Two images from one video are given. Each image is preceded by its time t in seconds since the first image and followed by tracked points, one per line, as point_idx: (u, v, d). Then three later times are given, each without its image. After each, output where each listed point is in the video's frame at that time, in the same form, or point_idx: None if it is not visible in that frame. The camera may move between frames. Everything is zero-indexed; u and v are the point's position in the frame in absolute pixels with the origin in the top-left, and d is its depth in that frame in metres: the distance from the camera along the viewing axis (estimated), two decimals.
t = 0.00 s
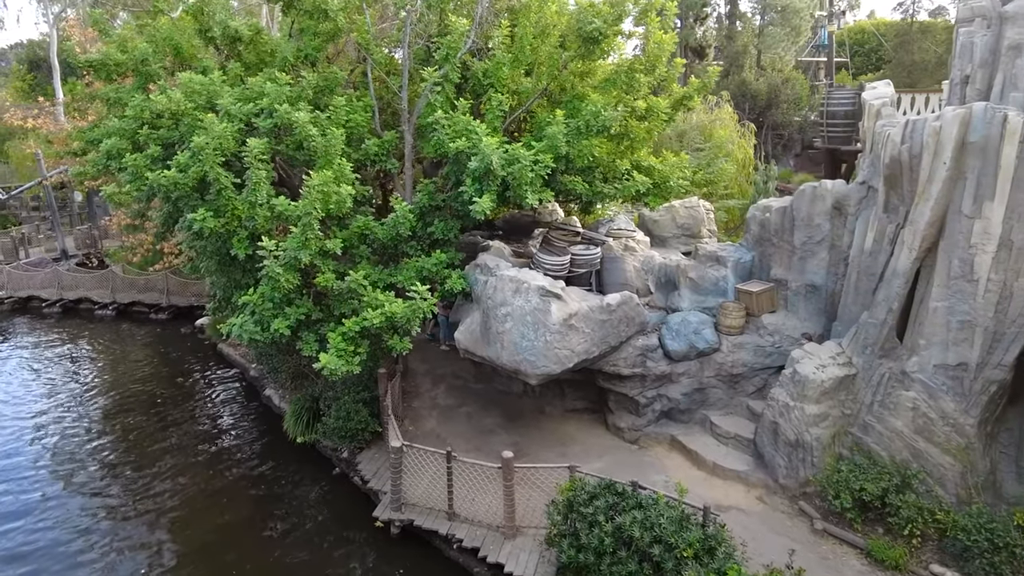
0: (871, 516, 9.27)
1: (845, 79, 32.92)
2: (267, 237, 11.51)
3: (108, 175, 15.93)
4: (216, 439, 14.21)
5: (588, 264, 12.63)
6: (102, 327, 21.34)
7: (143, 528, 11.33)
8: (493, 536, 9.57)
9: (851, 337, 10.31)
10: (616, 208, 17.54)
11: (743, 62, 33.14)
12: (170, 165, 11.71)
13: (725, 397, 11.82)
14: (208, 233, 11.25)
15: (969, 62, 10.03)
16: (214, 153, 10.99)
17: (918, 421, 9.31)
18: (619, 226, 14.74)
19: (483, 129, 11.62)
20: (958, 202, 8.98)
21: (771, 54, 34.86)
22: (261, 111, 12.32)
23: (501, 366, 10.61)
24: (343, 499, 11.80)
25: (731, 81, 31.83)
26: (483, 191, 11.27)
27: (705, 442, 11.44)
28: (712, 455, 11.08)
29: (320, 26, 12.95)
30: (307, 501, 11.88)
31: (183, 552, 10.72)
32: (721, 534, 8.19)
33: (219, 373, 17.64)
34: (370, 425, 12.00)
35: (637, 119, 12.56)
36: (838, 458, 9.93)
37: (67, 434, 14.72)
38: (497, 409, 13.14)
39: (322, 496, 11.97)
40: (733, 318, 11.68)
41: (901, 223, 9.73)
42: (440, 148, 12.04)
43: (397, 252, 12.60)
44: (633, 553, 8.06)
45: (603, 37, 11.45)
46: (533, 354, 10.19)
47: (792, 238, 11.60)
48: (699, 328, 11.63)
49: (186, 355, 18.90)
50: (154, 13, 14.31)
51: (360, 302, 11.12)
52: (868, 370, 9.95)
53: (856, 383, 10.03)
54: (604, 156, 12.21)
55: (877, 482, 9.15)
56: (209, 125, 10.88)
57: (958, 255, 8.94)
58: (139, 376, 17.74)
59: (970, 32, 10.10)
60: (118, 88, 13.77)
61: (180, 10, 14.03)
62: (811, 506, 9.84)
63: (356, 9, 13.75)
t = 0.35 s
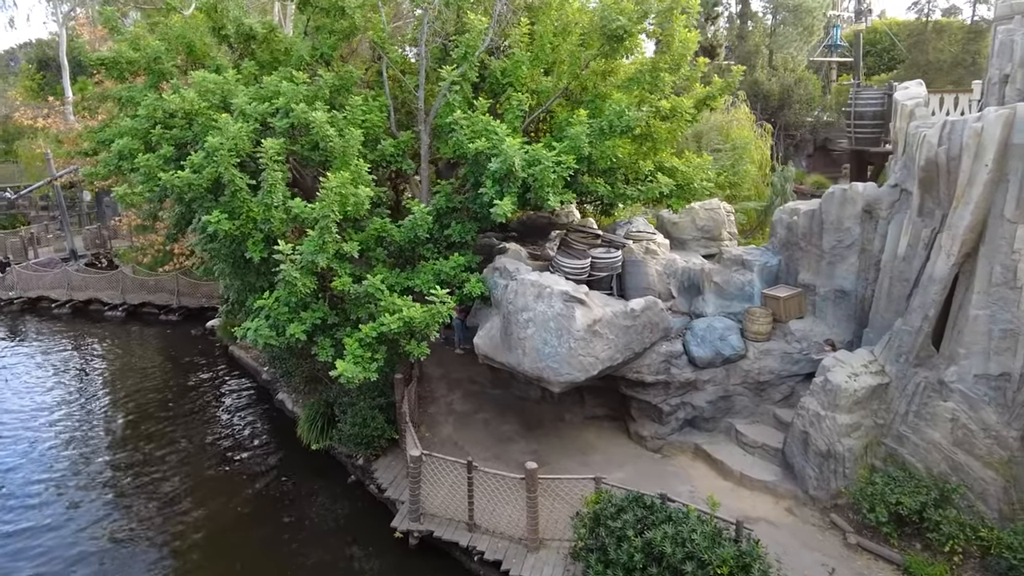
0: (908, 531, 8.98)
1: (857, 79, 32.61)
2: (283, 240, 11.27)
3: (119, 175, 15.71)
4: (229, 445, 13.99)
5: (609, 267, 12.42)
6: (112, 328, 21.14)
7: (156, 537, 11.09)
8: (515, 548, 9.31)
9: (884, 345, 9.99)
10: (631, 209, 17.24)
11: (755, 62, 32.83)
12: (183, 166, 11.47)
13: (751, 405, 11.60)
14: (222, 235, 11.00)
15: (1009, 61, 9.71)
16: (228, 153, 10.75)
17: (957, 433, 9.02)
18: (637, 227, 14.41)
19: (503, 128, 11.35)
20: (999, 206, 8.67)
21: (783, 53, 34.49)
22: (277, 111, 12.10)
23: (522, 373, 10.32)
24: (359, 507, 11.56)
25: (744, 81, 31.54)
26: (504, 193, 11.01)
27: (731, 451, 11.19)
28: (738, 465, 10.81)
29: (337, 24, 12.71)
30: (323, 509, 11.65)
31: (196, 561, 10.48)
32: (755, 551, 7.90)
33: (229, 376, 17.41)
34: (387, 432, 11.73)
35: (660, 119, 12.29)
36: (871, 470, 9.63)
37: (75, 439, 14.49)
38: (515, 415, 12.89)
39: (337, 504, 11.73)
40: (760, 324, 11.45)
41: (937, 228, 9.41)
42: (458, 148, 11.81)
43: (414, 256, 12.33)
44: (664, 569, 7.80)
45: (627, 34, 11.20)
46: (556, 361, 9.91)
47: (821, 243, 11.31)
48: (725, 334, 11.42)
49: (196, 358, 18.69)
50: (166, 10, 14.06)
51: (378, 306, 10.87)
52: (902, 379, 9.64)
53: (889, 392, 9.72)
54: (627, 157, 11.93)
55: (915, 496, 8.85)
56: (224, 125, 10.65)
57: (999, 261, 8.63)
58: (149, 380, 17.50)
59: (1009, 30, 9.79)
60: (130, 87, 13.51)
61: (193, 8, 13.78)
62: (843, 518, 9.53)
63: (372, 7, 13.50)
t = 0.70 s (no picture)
0: (948, 546, 8.67)
1: (871, 78, 32.24)
2: (299, 242, 11.03)
3: (130, 175, 15.47)
4: (242, 450, 13.77)
5: (631, 270, 12.08)
6: (122, 330, 20.94)
7: (168, 547, 10.85)
8: (539, 561, 9.04)
9: (919, 353, 9.67)
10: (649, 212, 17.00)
11: (767, 62, 32.51)
12: (197, 166, 11.22)
13: (778, 413, 11.33)
14: (237, 238, 10.75)
15: None
16: (244, 154, 10.50)
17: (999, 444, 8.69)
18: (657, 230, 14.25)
19: (525, 128, 11.09)
20: None
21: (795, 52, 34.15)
22: (293, 110, 11.86)
23: (545, 380, 10.03)
24: (376, 516, 11.31)
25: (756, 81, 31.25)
26: (525, 194, 10.73)
27: (758, 461, 10.91)
28: (767, 475, 10.52)
29: (353, 21, 12.46)
30: (340, 518, 11.42)
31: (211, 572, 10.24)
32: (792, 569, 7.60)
33: (241, 379, 17.19)
34: (404, 439, 11.48)
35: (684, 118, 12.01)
36: (906, 482, 9.32)
37: (84, 444, 14.24)
38: (535, 421, 12.63)
39: (354, 512, 11.49)
40: (788, 330, 11.19)
41: (976, 232, 9.08)
42: (477, 148, 11.55)
43: (431, 258, 12.07)
44: None
45: (652, 31, 10.91)
46: (580, 368, 9.62)
47: (851, 246, 11.00)
48: (753, 340, 11.19)
49: (206, 360, 18.49)
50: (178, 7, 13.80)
51: (397, 311, 10.61)
52: (939, 388, 9.32)
53: (926, 401, 9.41)
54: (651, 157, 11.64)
55: (955, 510, 8.53)
56: (240, 125, 10.40)
57: None
58: (159, 383, 17.29)
59: None
60: (142, 86, 13.22)
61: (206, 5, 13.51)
62: (877, 532, 9.22)
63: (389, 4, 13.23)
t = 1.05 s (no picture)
0: (991, 563, 8.34)
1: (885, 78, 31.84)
2: (317, 245, 10.80)
3: (143, 176, 15.25)
4: (255, 456, 13.53)
5: (654, 274, 11.88)
6: (132, 331, 20.74)
7: (181, 556, 10.60)
8: None
9: (958, 361, 9.33)
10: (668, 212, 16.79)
11: (780, 61, 32.14)
12: (212, 167, 10.99)
13: (807, 421, 11.04)
14: (253, 240, 10.51)
15: None
16: (261, 155, 10.27)
17: None
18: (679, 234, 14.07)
19: (548, 128, 10.83)
20: None
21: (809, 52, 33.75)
22: (309, 110, 11.61)
23: (570, 387, 9.76)
24: (395, 525, 11.07)
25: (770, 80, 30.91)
26: (549, 196, 10.47)
27: (787, 470, 10.61)
28: (797, 485, 10.21)
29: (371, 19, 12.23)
30: (356, 527, 11.15)
31: None
32: None
33: (253, 382, 16.95)
34: (422, 446, 11.21)
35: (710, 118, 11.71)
36: (945, 495, 9.00)
37: (94, 450, 13.98)
38: (555, 427, 12.37)
39: (371, 522, 11.23)
40: (818, 336, 10.89)
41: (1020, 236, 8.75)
42: (498, 148, 11.29)
43: (450, 261, 11.79)
44: None
45: (680, 29, 10.64)
46: (607, 376, 9.35)
47: (883, 249, 10.67)
48: (781, 346, 10.93)
49: (217, 363, 18.26)
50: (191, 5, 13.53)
51: (417, 316, 10.34)
52: (979, 398, 8.99)
53: (965, 411, 9.08)
54: (678, 158, 11.38)
55: (999, 526, 8.19)
56: (257, 125, 10.17)
57: None
58: (170, 387, 17.05)
59: None
60: (155, 85, 12.91)
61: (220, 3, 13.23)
62: (916, 547, 8.91)
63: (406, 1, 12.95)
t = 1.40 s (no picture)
0: None
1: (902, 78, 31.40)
2: (336, 248, 10.58)
3: (156, 176, 15.03)
4: (270, 462, 13.30)
5: (679, 277, 11.63)
6: (143, 332, 20.57)
7: (196, 566, 10.35)
8: None
9: (1000, 371, 8.99)
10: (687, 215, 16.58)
11: (795, 61, 31.75)
12: (229, 168, 10.77)
13: (838, 431, 10.71)
14: (271, 244, 10.29)
15: None
16: (279, 156, 10.04)
17: None
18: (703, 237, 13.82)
19: (573, 128, 10.55)
20: None
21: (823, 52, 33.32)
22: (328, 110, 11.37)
23: (597, 396, 9.51)
24: (414, 536, 10.79)
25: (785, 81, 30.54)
26: (574, 199, 10.23)
27: (819, 482, 10.29)
28: (830, 497, 9.87)
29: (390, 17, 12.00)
30: (374, 537, 10.88)
31: None
32: None
33: (266, 386, 16.73)
34: (442, 455, 10.94)
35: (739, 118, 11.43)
36: (988, 510, 8.66)
37: (106, 456, 13.74)
38: (577, 436, 12.08)
39: (390, 531, 10.97)
40: (850, 344, 10.57)
41: None
42: (521, 149, 11.03)
43: (470, 265, 11.53)
44: None
45: (710, 27, 10.37)
46: (636, 385, 9.10)
47: (918, 254, 10.33)
48: (812, 354, 10.61)
49: (229, 366, 18.04)
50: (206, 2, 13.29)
51: (438, 321, 10.07)
52: None
53: (1008, 424, 8.74)
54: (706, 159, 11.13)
55: None
56: (275, 126, 9.95)
57: None
58: (181, 390, 16.82)
59: None
60: (169, 85, 12.57)
61: None
62: (958, 564, 8.58)
63: None
